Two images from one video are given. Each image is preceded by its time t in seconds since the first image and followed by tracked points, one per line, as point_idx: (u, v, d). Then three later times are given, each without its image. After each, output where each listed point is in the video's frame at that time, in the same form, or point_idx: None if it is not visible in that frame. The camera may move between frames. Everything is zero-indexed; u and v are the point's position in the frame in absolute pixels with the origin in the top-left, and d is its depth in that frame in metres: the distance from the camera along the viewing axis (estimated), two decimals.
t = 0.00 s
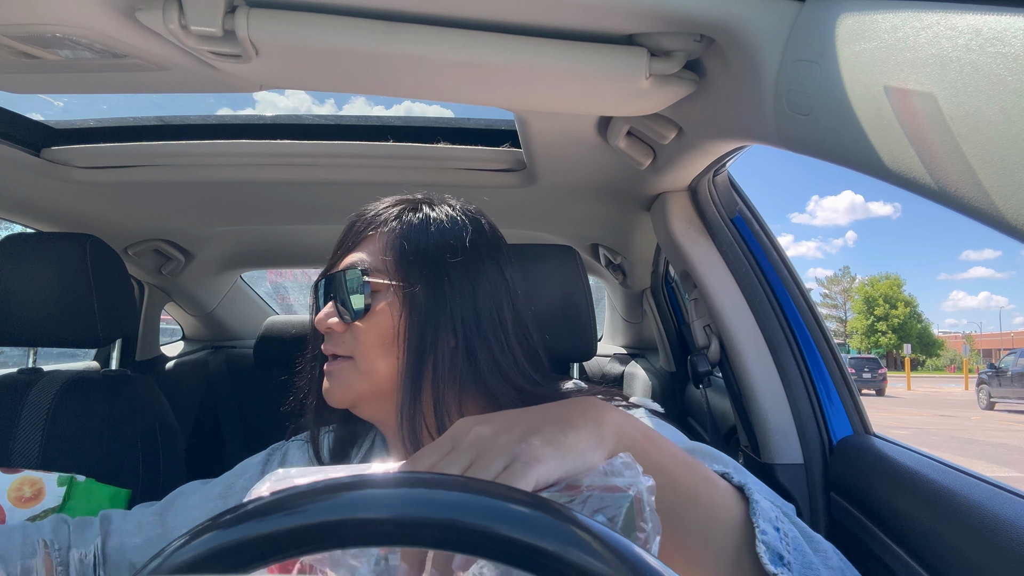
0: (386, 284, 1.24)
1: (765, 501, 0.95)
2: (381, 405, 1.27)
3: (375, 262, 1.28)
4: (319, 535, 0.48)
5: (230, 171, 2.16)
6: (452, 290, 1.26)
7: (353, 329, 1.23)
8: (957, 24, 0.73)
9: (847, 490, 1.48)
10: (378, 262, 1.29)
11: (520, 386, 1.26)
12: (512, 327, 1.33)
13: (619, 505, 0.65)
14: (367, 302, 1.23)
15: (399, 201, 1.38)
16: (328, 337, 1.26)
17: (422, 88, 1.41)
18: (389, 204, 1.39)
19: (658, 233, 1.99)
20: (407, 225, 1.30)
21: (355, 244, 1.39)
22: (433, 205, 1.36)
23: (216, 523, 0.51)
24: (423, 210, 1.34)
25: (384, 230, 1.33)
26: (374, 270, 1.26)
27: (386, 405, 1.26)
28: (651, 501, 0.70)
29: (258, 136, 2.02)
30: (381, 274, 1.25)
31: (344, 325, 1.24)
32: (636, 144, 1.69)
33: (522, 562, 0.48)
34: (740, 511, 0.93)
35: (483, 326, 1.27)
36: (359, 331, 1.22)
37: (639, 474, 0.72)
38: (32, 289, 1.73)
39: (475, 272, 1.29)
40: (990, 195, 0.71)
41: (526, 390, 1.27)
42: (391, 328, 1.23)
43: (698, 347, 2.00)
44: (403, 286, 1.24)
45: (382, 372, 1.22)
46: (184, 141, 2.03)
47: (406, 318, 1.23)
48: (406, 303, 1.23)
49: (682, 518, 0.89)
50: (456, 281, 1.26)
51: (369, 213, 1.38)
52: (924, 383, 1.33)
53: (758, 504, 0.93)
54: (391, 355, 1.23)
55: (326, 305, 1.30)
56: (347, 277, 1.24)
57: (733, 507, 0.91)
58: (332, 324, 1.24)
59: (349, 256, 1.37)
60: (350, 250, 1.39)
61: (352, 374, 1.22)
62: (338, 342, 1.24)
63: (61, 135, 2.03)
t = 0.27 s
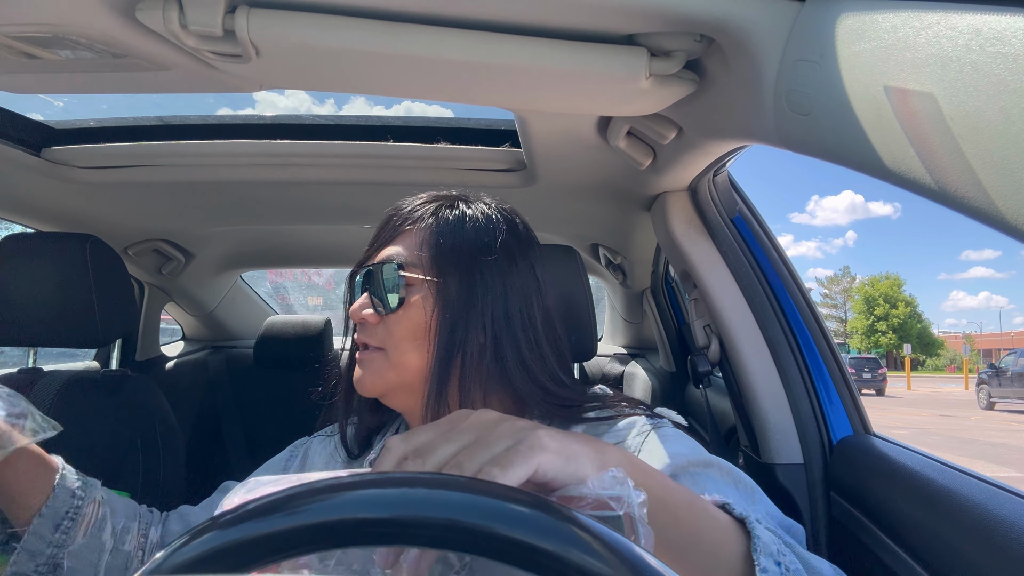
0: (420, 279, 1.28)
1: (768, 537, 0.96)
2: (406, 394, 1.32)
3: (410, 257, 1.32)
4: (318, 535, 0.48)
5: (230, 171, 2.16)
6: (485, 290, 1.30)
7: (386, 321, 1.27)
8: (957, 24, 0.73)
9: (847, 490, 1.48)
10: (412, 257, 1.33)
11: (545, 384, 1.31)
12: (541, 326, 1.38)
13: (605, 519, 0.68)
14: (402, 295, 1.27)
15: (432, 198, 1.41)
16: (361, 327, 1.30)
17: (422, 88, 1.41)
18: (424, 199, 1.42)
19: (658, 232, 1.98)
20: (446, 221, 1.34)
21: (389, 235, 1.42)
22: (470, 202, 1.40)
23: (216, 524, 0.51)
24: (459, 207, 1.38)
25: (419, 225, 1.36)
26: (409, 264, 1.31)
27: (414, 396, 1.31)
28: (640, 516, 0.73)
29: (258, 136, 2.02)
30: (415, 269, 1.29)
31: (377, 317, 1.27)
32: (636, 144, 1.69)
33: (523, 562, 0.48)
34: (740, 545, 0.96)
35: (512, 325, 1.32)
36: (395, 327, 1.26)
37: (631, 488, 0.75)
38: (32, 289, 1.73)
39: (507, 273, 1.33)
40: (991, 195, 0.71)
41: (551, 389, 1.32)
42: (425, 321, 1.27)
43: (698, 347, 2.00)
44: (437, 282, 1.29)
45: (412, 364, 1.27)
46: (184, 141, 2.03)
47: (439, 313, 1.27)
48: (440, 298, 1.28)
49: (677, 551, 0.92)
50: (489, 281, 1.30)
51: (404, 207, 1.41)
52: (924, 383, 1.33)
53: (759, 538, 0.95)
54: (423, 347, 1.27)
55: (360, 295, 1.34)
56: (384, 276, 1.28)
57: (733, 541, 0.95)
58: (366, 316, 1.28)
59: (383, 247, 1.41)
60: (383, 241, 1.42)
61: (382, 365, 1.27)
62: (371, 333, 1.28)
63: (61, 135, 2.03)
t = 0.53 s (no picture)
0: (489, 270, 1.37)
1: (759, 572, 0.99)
2: (453, 382, 1.37)
3: (479, 248, 1.41)
4: (320, 534, 0.48)
5: (229, 171, 2.16)
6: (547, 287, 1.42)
7: (447, 309, 1.32)
8: (957, 25, 0.73)
9: (847, 490, 1.48)
10: (480, 248, 1.41)
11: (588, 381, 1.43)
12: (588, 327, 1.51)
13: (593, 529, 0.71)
14: (470, 283, 1.34)
15: (490, 197, 1.51)
16: (419, 312, 1.33)
17: (422, 88, 1.41)
18: (483, 198, 1.52)
19: (658, 232, 1.98)
20: (506, 217, 1.46)
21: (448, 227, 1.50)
22: (533, 203, 1.52)
23: (216, 525, 0.51)
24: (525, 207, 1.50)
25: (487, 220, 1.45)
26: (479, 255, 1.39)
27: (462, 384, 1.37)
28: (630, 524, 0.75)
29: (258, 137, 2.02)
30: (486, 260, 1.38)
31: (437, 304, 1.31)
32: (636, 144, 1.69)
33: (524, 562, 0.48)
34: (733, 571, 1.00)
35: (564, 330, 1.43)
36: (458, 320, 1.32)
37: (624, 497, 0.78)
38: (33, 289, 1.73)
39: (567, 274, 1.46)
40: (991, 195, 0.71)
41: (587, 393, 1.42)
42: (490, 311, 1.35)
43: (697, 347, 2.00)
44: (505, 275, 1.38)
45: (469, 352, 1.33)
46: (184, 141, 2.03)
47: (504, 304, 1.37)
48: (506, 290, 1.37)
49: None
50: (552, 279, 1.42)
51: (465, 204, 1.50)
52: (924, 383, 1.34)
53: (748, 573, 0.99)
54: (484, 336, 1.35)
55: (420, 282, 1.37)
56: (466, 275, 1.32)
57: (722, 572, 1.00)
58: (428, 301, 1.32)
59: (443, 238, 1.48)
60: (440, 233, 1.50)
61: (439, 349, 1.30)
62: (429, 318, 1.31)
63: (61, 135, 2.02)
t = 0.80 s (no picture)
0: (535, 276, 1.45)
1: None
2: (489, 385, 1.43)
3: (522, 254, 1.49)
4: (320, 534, 0.48)
5: (229, 171, 2.16)
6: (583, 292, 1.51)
7: (489, 313, 1.38)
8: (957, 25, 0.73)
9: (847, 490, 1.49)
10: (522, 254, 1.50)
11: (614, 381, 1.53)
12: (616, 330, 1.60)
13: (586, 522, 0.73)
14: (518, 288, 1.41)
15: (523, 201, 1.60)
16: (461, 314, 1.40)
17: (421, 88, 1.41)
18: (518, 204, 1.59)
19: (658, 232, 1.98)
20: (553, 221, 1.55)
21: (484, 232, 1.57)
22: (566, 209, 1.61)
23: (215, 524, 0.51)
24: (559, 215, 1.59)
25: (527, 227, 1.54)
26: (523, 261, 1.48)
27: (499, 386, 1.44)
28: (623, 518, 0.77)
29: (258, 136, 2.01)
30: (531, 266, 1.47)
31: (479, 307, 1.38)
32: (636, 144, 1.69)
33: (523, 561, 0.48)
34: None
35: (595, 334, 1.53)
36: (504, 315, 1.39)
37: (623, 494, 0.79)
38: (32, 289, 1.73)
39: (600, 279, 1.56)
40: (991, 195, 0.71)
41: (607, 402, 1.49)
42: (534, 316, 1.43)
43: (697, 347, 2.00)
44: (548, 281, 1.47)
45: (511, 356, 1.40)
46: (184, 141, 2.03)
47: (546, 309, 1.45)
48: (547, 295, 1.46)
49: None
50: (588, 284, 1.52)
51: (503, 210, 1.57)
52: (924, 383, 1.33)
53: None
54: (525, 339, 1.43)
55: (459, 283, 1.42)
56: (503, 273, 1.39)
57: None
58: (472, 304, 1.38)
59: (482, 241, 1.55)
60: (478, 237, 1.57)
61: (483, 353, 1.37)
62: (472, 322, 1.38)
63: (61, 135, 2.03)
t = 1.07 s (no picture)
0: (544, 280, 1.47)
1: None
2: (505, 390, 1.46)
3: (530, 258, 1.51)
4: (321, 533, 0.48)
5: (229, 171, 2.16)
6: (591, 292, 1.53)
7: (502, 319, 1.40)
8: (957, 25, 0.73)
9: (847, 490, 1.49)
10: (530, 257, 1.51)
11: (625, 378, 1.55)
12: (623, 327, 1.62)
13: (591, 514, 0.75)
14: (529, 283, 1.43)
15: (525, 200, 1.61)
16: (473, 320, 1.41)
17: (421, 87, 1.41)
18: (521, 204, 1.60)
19: (658, 232, 1.98)
20: (560, 220, 1.57)
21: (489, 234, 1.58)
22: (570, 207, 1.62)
23: (216, 524, 0.51)
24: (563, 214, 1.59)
25: (533, 229, 1.55)
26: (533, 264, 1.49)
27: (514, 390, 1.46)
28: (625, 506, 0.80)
29: (257, 136, 2.01)
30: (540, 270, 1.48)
31: (491, 313, 1.40)
32: (636, 144, 1.69)
33: (523, 562, 0.48)
34: None
35: (603, 333, 1.54)
36: (519, 316, 1.41)
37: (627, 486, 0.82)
38: (32, 289, 1.73)
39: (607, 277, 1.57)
40: (991, 195, 0.71)
41: (614, 402, 1.50)
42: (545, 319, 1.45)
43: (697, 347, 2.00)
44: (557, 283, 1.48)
45: (525, 360, 1.42)
46: (184, 141, 2.03)
47: (556, 311, 1.47)
48: (556, 296, 1.47)
49: None
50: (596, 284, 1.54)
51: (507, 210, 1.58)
52: (924, 382, 1.34)
53: None
54: (537, 343, 1.44)
55: (468, 291, 1.44)
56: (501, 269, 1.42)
57: None
58: (482, 311, 1.40)
59: (488, 244, 1.56)
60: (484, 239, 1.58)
61: (497, 360, 1.39)
62: (485, 328, 1.40)
63: (61, 135, 2.03)
